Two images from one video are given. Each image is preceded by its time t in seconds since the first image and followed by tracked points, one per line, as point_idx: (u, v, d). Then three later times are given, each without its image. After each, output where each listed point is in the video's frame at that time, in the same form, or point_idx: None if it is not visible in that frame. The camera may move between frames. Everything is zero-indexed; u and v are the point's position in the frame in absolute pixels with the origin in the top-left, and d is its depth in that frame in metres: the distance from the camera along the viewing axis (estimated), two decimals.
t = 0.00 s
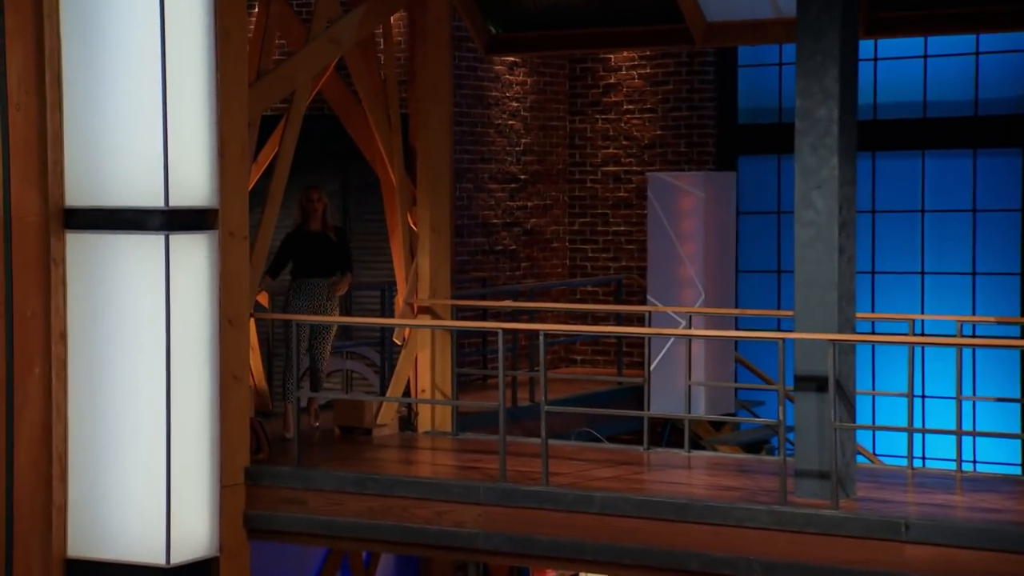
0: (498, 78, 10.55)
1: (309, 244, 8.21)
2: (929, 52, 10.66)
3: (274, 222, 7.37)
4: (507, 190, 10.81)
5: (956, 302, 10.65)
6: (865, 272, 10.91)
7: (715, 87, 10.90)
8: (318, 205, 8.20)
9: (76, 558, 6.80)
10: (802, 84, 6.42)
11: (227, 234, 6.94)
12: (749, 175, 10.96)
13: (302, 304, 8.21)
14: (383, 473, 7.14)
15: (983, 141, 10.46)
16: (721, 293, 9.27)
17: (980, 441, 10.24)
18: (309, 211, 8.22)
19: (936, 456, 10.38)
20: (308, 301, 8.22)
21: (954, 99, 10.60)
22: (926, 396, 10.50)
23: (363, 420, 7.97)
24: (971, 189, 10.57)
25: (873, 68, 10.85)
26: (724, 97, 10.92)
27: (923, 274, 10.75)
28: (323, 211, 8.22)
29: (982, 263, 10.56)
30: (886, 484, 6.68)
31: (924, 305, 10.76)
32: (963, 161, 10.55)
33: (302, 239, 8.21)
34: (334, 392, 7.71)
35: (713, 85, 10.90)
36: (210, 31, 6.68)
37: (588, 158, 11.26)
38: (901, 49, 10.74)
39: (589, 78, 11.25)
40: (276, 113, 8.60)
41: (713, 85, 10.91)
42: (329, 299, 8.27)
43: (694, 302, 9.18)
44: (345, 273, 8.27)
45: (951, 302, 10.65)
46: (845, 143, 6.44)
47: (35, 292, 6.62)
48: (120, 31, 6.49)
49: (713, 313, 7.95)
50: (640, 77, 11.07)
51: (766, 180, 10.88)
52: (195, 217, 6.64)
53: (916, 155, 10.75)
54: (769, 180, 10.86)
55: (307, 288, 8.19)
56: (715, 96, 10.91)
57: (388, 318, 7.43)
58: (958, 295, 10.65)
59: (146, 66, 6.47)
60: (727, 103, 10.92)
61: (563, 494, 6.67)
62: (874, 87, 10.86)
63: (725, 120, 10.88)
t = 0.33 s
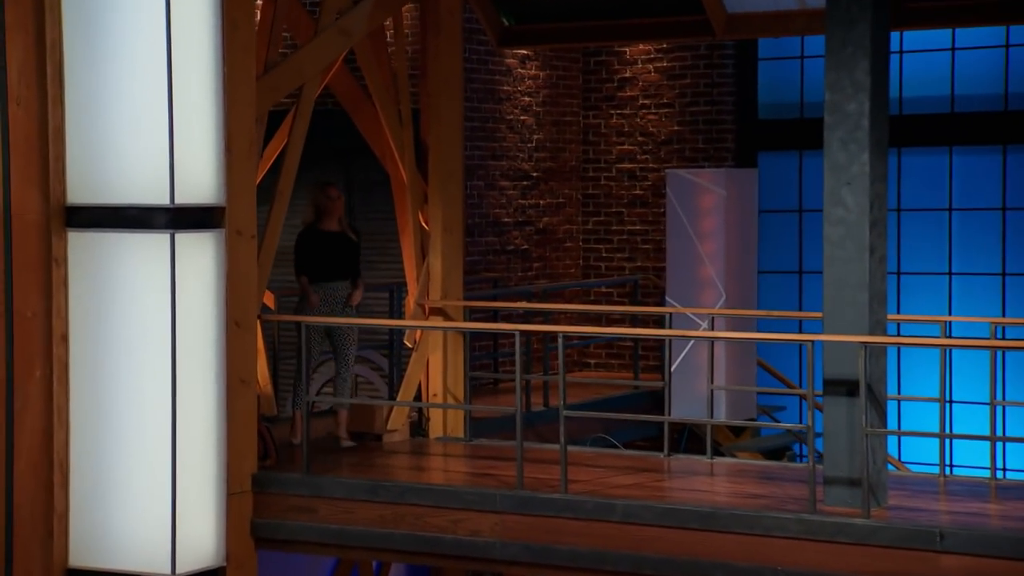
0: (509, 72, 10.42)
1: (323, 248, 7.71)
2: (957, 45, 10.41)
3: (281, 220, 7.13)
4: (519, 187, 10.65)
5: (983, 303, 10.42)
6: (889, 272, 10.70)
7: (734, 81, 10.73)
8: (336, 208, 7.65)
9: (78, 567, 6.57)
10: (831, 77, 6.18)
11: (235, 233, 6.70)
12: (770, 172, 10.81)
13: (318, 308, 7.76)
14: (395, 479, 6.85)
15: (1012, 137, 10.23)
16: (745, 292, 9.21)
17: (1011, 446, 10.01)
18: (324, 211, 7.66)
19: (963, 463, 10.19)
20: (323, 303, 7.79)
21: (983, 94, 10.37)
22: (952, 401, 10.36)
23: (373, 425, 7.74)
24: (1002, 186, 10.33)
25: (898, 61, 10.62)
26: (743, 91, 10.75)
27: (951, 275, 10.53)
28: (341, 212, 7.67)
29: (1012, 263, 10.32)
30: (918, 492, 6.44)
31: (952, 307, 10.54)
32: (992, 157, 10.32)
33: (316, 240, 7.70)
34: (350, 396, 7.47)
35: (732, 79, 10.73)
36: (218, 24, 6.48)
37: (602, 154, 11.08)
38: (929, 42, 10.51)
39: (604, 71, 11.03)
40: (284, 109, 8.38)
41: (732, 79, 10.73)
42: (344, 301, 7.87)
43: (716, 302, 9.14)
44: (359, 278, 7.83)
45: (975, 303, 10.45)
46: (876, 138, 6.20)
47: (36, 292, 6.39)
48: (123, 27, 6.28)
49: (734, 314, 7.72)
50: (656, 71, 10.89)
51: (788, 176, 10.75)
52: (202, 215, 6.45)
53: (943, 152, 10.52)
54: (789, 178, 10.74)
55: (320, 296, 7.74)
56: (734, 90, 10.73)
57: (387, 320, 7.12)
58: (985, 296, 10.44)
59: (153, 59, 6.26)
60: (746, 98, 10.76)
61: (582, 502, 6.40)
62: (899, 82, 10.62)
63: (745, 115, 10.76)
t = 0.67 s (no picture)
0: (518, 69, 10.39)
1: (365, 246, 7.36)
2: (971, 41, 10.36)
3: (290, 219, 7.06)
4: (528, 185, 10.62)
5: (997, 302, 10.35)
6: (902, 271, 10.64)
7: (744, 78, 10.70)
8: (376, 202, 7.29)
9: (85, 568, 6.49)
10: (850, 73, 6.10)
11: (244, 232, 6.59)
12: (779, 170, 10.76)
13: (358, 309, 7.42)
14: (407, 480, 6.75)
15: None
16: (758, 291, 9.27)
17: None
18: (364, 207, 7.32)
19: (979, 467, 10.19)
20: (366, 304, 7.43)
21: (996, 91, 10.31)
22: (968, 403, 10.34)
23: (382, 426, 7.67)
24: (1017, 183, 10.26)
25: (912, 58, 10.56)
26: (755, 89, 10.73)
27: (964, 274, 10.46)
28: (382, 206, 7.31)
29: None
30: (937, 494, 6.36)
31: (966, 306, 10.46)
32: (1006, 155, 10.26)
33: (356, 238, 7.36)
34: (368, 397, 7.37)
35: (743, 77, 10.70)
36: (226, 17, 6.39)
37: (611, 152, 11.08)
38: (942, 38, 10.45)
39: (612, 68, 11.06)
40: (293, 106, 8.31)
41: (742, 76, 10.71)
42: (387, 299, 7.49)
43: (728, 301, 9.21)
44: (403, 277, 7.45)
45: (988, 303, 10.38)
46: (895, 135, 6.12)
47: (43, 292, 6.32)
48: (131, 25, 6.21)
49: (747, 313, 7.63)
50: (666, 69, 10.87)
51: (798, 175, 10.71)
52: (212, 213, 6.36)
53: (956, 150, 10.46)
54: (798, 177, 10.69)
55: (356, 299, 7.38)
56: (745, 86, 10.70)
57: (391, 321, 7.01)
58: (1000, 295, 10.36)
59: (162, 54, 6.18)
60: (758, 95, 10.73)
61: (596, 504, 6.28)
62: (913, 79, 10.57)
63: (756, 113, 10.72)
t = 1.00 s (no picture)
0: (521, 67, 10.41)
1: (425, 253, 7.21)
2: (975, 40, 10.36)
3: (295, 217, 7.04)
4: (531, 184, 10.63)
5: (1001, 300, 10.36)
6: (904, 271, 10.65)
7: (747, 77, 10.71)
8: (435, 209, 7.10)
9: (92, 567, 6.48)
10: (858, 71, 6.10)
11: (250, 230, 6.56)
12: (782, 169, 10.77)
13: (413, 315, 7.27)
14: (413, 479, 6.73)
15: None
16: (763, 291, 9.29)
17: None
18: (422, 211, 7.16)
19: (985, 465, 10.24)
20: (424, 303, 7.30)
21: (1000, 90, 10.32)
22: (974, 401, 10.37)
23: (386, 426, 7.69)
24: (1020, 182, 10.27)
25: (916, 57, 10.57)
26: (757, 88, 10.74)
27: (967, 273, 10.47)
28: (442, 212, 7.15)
29: None
30: (944, 493, 6.35)
31: (969, 305, 10.47)
32: (1010, 154, 10.27)
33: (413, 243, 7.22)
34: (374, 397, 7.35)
35: (746, 76, 10.71)
36: (232, 16, 6.39)
37: (614, 151, 11.10)
38: (946, 37, 10.45)
39: (615, 67, 11.08)
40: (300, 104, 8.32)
41: (745, 75, 10.72)
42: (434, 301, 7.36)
43: (732, 301, 9.24)
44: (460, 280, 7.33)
45: (991, 303, 10.39)
46: (903, 133, 6.12)
47: (50, 293, 6.29)
48: (137, 24, 6.20)
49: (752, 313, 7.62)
50: (668, 68, 10.90)
51: (801, 174, 10.72)
52: (218, 212, 6.36)
53: (960, 149, 10.47)
54: (801, 177, 10.70)
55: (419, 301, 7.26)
56: (748, 86, 10.71)
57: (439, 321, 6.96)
58: (1003, 295, 10.37)
59: (168, 53, 6.17)
60: (761, 94, 10.74)
61: (604, 502, 6.27)
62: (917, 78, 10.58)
63: (758, 112, 10.71)
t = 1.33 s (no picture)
0: (510, 67, 10.42)
1: (485, 251, 6.94)
2: (962, 40, 10.40)
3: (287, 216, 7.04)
4: (520, 184, 10.63)
5: (988, 300, 10.42)
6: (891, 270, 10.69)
7: (736, 77, 10.73)
8: (484, 205, 6.89)
9: (82, 567, 6.45)
10: (850, 71, 6.11)
11: (243, 229, 6.53)
12: (770, 168, 10.80)
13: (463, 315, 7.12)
14: (405, 479, 6.72)
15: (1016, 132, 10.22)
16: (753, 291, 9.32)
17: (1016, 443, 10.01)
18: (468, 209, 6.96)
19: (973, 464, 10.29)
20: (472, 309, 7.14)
21: (988, 90, 10.36)
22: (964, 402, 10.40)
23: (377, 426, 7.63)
24: (1005, 181, 10.32)
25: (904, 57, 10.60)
26: (746, 88, 10.76)
27: (954, 272, 10.51)
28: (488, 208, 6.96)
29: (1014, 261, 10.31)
30: (935, 492, 6.37)
31: (956, 305, 10.52)
32: (996, 154, 10.31)
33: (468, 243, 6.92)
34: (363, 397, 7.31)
35: (735, 76, 10.73)
36: (224, 15, 6.37)
37: (603, 151, 11.11)
38: (934, 38, 10.49)
39: (604, 67, 11.09)
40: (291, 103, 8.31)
41: (734, 75, 10.74)
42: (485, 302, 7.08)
43: (722, 301, 9.25)
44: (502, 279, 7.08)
45: (982, 302, 10.43)
46: (895, 133, 6.13)
47: (40, 291, 6.29)
48: (129, 24, 6.17)
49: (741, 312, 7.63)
50: (656, 68, 10.91)
51: (789, 173, 10.74)
52: (209, 212, 6.33)
53: (947, 149, 10.50)
54: (789, 176, 10.73)
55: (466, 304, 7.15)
56: (737, 86, 10.73)
57: (502, 322, 6.82)
58: (990, 293, 10.42)
59: (160, 53, 6.14)
60: (750, 94, 10.77)
61: (597, 501, 6.27)
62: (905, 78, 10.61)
63: (747, 111, 10.73)
